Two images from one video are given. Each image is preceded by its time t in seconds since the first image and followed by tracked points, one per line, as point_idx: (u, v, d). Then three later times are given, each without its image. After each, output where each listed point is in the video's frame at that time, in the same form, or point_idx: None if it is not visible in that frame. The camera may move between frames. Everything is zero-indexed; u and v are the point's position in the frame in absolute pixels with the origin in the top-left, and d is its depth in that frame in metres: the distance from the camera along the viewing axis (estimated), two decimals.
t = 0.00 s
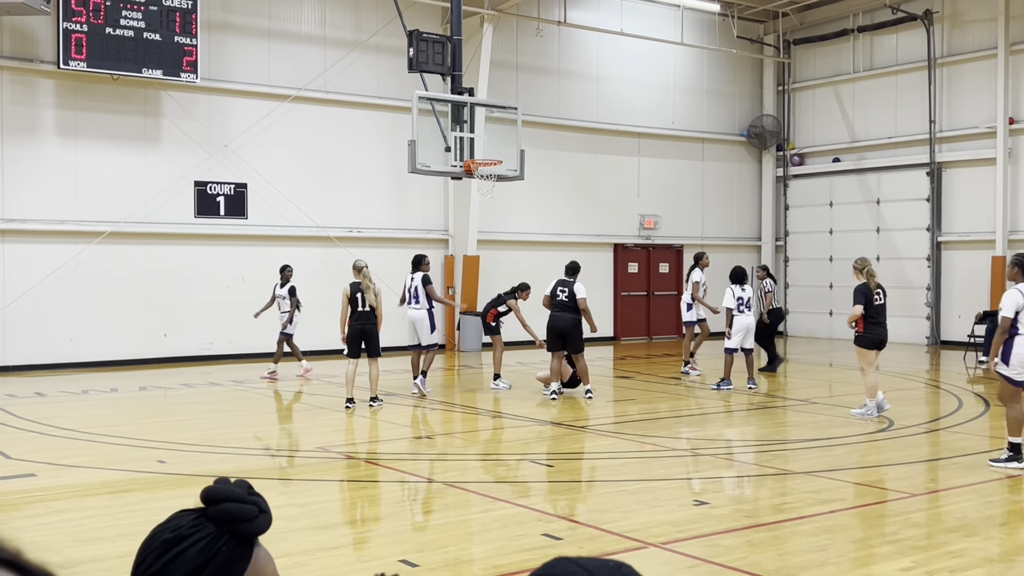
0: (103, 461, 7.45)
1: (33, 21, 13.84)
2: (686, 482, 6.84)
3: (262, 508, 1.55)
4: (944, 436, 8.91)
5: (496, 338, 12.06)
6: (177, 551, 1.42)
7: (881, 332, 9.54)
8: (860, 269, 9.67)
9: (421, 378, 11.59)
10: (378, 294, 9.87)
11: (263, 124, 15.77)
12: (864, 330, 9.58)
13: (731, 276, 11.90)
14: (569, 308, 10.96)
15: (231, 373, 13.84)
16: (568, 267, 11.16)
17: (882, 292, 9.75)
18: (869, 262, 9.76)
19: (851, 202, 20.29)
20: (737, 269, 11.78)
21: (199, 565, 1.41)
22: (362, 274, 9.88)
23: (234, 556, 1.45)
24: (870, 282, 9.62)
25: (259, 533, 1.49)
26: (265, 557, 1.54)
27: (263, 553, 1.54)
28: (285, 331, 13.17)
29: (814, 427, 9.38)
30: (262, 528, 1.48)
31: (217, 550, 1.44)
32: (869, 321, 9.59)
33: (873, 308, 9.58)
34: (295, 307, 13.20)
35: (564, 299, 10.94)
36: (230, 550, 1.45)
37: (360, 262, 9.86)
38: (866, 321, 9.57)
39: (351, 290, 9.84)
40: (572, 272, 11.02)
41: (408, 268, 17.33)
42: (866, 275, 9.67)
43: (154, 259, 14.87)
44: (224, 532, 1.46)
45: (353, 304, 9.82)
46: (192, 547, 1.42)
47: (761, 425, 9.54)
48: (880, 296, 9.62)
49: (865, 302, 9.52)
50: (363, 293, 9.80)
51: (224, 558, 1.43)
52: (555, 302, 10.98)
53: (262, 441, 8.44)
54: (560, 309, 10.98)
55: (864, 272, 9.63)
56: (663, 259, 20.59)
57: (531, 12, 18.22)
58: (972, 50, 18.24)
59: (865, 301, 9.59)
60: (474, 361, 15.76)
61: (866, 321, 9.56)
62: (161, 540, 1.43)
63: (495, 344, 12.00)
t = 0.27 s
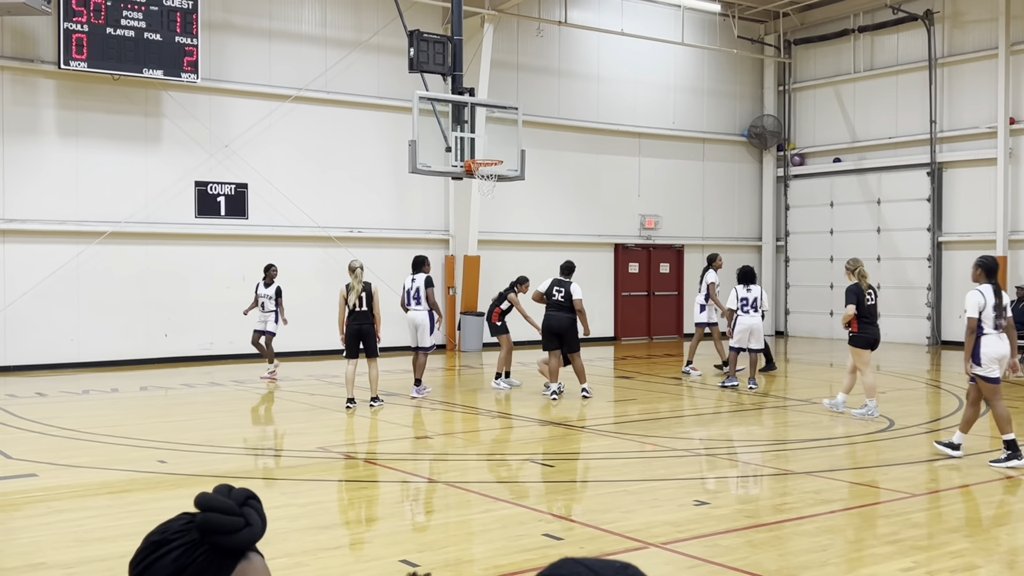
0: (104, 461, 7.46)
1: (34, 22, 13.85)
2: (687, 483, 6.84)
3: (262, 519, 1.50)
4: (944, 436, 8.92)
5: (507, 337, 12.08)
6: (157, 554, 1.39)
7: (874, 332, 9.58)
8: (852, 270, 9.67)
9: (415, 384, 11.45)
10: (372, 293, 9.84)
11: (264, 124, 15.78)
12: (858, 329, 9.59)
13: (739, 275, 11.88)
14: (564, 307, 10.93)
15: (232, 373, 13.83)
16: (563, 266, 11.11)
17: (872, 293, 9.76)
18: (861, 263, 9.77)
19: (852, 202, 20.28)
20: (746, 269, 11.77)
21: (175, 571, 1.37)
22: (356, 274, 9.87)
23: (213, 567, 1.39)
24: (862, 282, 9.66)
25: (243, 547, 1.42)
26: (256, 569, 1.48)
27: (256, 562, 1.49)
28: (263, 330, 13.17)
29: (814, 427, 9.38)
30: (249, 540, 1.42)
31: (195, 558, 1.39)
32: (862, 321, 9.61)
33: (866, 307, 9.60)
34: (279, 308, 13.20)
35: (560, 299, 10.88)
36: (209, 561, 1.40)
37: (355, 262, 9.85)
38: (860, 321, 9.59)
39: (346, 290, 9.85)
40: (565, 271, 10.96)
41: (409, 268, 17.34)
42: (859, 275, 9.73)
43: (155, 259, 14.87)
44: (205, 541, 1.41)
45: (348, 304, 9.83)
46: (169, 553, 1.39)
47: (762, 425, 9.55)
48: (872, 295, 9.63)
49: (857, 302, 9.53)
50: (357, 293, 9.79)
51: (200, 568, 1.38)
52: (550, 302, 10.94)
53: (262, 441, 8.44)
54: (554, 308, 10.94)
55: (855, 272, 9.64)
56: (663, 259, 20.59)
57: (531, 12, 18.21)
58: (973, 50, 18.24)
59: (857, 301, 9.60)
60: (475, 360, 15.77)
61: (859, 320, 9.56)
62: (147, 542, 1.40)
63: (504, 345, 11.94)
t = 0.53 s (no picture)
0: (104, 461, 7.45)
1: (35, 22, 13.85)
2: (687, 483, 6.84)
3: (263, 532, 1.59)
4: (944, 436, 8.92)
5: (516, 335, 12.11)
6: (156, 553, 1.50)
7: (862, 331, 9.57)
8: (844, 270, 9.74)
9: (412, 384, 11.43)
10: (366, 293, 9.77)
11: (265, 124, 15.78)
12: (845, 329, 9.60)
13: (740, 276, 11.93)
14: (565, 308, 10.94)
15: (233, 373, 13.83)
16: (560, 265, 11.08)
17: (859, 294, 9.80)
18: (851, 263, 9.77)
19: (853, 202, 20.27)
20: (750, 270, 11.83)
21: (170, 572, 1.47)
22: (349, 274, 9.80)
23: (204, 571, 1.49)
24: (852, 283, 9.70)
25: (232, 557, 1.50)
26: None
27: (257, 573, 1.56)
28: (245, 330, 13.17)
29: (815, 427, 9.39)
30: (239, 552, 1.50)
31: (188, 563, 1.49)
32: (850, 321, 9.62)
33: (853, 307, 9.64)
34: (267, 309, 13.19)
35: (563, 300, 10.90)
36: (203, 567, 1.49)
37: (352, 262, 9.79)
38: (848, 321, 9.60)
39: (340, 291, 9.81)
40: (563, 271, 10.97)
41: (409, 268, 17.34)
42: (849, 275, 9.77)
43: (156, 258, 14.88)
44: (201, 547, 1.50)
45: (345, 305, 9.79)
46: (168, 554, 1.50)
47: (762, 425, 9.55)
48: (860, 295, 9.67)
49: (846, 302, 9.54)
50: (349, 294, 9.74)
51: (193, 570, 1.48)
52: (553, 302, 10.92)
53: (262, 441, 8.45)
54: (555, 308, 10.95)
55: (846, 272, 9.70)
56: (664, 259, 20.58)
57: (532, 12, 18.19)
58: (973, 50, 18.23)
59: (846, 301, 9.63)
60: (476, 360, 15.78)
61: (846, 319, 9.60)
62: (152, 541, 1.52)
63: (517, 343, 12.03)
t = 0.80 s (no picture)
0: (104, 461, 7.44)
1: (35, 21, 13.84)
2: (688, 483, 6.82)
3: (269, 538, 1.66)
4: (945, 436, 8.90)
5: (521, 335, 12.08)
6: (166, 553, 1.61)
7: (847, 333, 9.61)
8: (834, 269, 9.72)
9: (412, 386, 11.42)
10: (358, 291, 9.72)
11: (265, 124, 15.77)
12: (832, 329, 9.60)
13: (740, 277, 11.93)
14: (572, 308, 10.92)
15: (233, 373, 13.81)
16: (563, 265, 10.97)
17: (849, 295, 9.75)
18: (842, 263, 9.86)
19: (854, 202, 20.25)
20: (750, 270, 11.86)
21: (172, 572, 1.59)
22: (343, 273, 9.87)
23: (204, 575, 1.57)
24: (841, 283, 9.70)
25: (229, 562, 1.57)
26: None
27: None
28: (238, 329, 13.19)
29: (816, 427, 9.37)
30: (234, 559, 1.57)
31: (192, 565, 1.58)
32: (836, 323, 9.63)
33: (841, 308, 9.62)
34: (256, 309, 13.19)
35: (569, 302, 10.87)
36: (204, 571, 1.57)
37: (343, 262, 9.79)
38: (835, 322, 9.61)
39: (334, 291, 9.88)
40: (567, 272, 10.92)
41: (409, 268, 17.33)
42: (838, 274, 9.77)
43: (155, 258, 14.86)
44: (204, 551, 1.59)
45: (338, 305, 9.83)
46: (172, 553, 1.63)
47: (763, 425, 9.53)
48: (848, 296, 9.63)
49: (834, 302, 9.53)
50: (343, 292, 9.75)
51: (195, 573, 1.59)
52: (559, 303, 10.87)
53: (262, 441, 8.43)
54: (559, 308, 10.91)
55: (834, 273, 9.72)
56: (664, 259, 20.57)
57: (532, 12, 18.18)
58: (974, 49, 18.21)
59: (833, 301, 9.61)
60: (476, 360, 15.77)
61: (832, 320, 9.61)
62: (165, 541, 1.63)
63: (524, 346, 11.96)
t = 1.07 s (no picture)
0: (105, 461, 7.44)
1: (35, 21, 13.83)
2: (688, 483, 6.81)
3: (275, 542, 1.78)
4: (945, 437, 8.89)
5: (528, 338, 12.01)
6: (175, 556, 1.75)
7: (836, 332, 9.63)
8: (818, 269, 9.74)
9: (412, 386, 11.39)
10: (354, 292, 9.74)
11: (265, 123, 15.76)
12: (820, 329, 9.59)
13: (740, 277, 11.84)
14: (580, 307, 10.91)
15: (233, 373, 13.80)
16: (569, 264, 10.92)
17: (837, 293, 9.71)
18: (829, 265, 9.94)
19: (854, 202, 20.24)
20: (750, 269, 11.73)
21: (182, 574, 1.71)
22: (343, 273, 9.94)
23: None
24: (828, 281, 9.70)
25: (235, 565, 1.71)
26: None
27: None
28: (234, 330, 13.16)
29: (816, 428, 9.34)
30: (240, 561, 1.71)
31: (201, 566, 1.72)
32: (825, 321, 9.63)
33: (829, 307, 9.61)
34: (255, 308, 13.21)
35: (577, 301, 10.84)
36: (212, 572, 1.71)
37: (345, 261, 9.81)
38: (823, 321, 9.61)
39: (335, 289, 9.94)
40: (572, 271, 10.88)
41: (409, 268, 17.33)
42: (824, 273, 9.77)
43: (155, 258, 14.86)
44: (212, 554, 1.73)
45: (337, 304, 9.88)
46: (181, 559, 1.74)
47: (762, 425, 9.53)
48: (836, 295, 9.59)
49: (821, 301, 9.53)
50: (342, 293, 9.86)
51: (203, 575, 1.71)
52: (567, 303, 10.83)
53: (262, 441, 8.42)
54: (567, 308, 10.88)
55: (821, 272, 9.69)
56: (664, 259, 20.57)
57: (532, 12, 18.16)
58: (974, 49, 18.21)
59: (822, 300, 9.58)
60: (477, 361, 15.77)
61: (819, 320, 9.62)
62: (177, 543, 1.79)
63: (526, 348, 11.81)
